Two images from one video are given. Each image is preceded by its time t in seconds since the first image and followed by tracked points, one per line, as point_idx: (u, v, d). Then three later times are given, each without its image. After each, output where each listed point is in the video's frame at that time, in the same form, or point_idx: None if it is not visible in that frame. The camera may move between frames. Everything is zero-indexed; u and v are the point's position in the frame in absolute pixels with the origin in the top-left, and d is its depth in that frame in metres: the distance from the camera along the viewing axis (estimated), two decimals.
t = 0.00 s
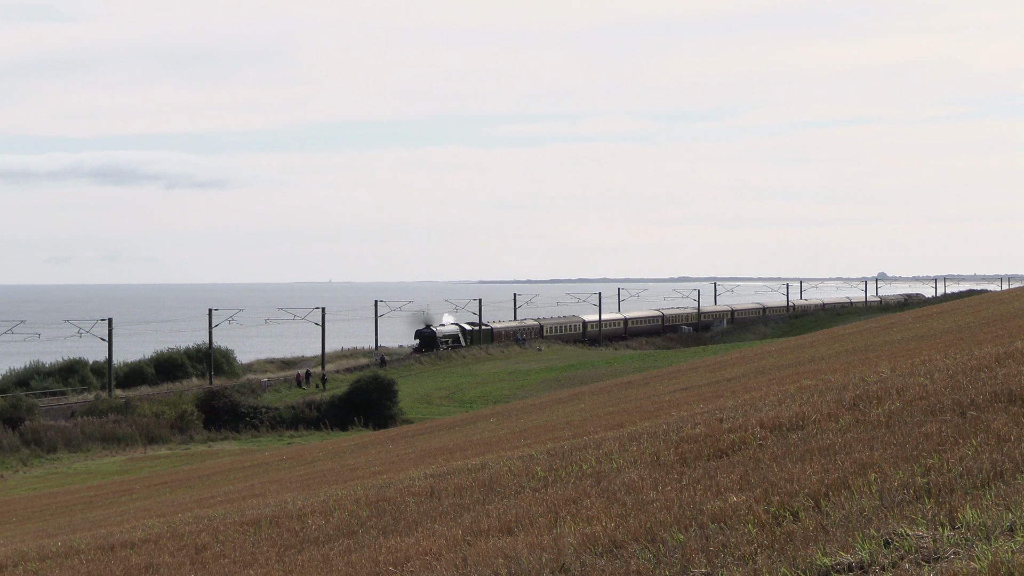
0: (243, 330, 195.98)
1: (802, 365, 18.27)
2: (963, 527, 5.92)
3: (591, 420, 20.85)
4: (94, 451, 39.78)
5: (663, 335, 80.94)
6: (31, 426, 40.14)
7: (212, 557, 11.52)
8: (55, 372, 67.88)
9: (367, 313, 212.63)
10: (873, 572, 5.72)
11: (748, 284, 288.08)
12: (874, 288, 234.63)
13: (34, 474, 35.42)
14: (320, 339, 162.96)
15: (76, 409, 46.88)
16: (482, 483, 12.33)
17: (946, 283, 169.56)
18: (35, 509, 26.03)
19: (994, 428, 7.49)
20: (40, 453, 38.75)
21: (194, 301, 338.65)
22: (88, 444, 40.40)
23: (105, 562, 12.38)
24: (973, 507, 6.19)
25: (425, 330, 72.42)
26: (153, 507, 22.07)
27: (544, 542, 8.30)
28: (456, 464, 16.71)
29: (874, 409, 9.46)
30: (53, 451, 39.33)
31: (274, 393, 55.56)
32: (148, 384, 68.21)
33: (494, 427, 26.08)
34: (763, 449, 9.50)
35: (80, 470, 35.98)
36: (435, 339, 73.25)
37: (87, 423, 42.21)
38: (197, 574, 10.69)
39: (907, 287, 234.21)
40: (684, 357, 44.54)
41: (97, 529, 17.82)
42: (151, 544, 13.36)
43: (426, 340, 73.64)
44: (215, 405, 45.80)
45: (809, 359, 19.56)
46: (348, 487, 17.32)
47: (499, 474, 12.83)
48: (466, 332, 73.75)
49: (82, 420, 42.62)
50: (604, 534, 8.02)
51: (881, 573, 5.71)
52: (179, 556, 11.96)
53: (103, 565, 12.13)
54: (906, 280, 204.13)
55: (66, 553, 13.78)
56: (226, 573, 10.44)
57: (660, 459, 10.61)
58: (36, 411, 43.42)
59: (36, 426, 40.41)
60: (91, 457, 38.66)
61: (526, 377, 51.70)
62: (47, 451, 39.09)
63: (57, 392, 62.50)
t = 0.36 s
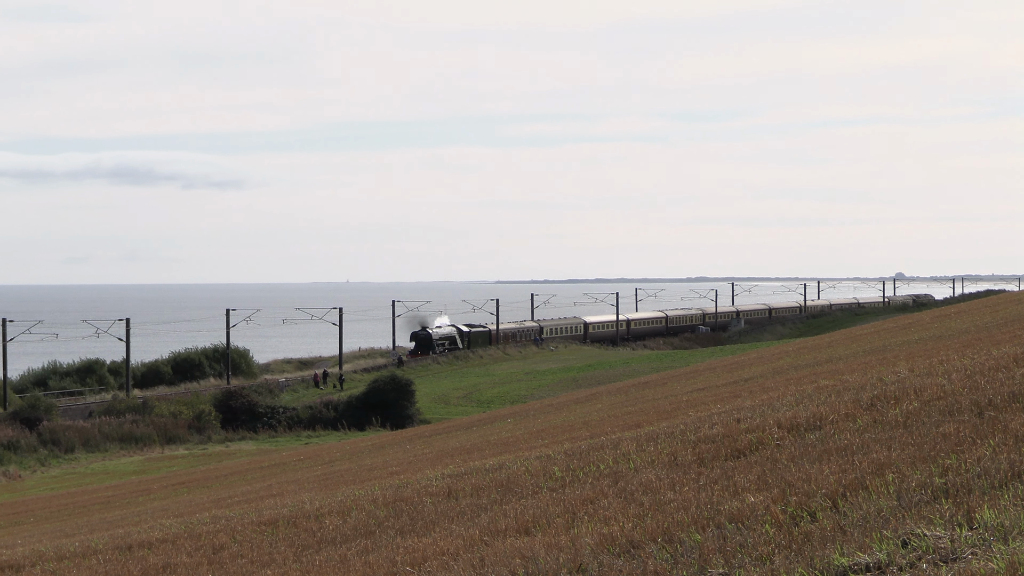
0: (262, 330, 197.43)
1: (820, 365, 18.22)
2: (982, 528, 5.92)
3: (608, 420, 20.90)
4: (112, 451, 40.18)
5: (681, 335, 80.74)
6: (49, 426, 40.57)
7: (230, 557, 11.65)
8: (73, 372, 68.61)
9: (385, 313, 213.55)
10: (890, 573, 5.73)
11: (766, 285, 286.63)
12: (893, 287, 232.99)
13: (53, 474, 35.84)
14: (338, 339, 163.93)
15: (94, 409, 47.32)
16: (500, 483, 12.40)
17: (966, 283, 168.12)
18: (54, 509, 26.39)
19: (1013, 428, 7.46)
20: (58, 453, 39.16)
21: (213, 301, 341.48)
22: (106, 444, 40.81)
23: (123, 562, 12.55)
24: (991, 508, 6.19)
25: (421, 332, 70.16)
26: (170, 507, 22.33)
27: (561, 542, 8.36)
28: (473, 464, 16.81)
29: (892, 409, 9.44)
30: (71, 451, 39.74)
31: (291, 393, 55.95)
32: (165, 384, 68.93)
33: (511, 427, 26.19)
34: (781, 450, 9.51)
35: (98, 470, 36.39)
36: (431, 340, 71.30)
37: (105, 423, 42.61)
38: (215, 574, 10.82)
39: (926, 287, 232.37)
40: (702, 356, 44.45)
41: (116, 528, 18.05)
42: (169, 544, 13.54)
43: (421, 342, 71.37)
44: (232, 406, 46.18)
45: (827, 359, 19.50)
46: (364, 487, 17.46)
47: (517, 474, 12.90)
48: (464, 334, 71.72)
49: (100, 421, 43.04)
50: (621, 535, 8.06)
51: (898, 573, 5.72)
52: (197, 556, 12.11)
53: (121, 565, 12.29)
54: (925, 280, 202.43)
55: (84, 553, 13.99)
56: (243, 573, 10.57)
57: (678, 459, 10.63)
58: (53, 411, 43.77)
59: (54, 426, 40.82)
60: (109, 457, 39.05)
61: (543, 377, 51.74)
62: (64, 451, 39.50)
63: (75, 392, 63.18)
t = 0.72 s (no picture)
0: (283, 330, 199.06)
1: (840, 365, 18.15)
2: (1002, 529, 5.93)
3: (628, 420, 20.93)
4: (132, 451, 40.74)
5: (702, 335, 80.44)
6: (70, 425, 41.16)
7: (250, 557, 11.82)
8: (94, 372, 69.50)
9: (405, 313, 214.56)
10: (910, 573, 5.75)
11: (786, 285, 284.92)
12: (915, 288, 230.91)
13: (74, 473, 36.38)
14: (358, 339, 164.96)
15: (114, 409, 47.92)
16: (520, 483, 12.49)
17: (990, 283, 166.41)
18: (77, 509, 26.82)
19: None
20: (79, 452, 39.73)
21: (235, 301, 344.45)
22: (127, 444, 41.37)
23: (144, 562, 12.77)
24: (1013, 508, 6.19)
25: (417, 336, 69.53)
26: (191, 507, 22.63)
27: (581, 543, 8.43)
28: (493, 464, 16.92)
29: (912, 409, 9.42)
30: (92, 450, 40.30)
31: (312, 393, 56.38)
32: (186, 384, 69.68)
33: (531, 426, 26.28)
34: (801, 450, 9.52)
35: (119, 470, 36.91)
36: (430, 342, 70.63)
37: (125, 423, 43.19)
38: (236, 574, 10.98)
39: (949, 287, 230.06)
40: (722, 356, 44.31)
41: (137, 529, 18.33)
42: (189, 544, 13.77)
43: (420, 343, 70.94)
44: (253, 406, 46.61)
45: (847, 359, 19.41)
46: (384, 487, 17.62)
47: (536, 474, 12.99)
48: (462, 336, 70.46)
49: (120, 421, 43.62)
50: (641, 535, 8.12)
51: (918, 573, 5.74)
52: (217, 556, 12.30)
53: (142, 564, 12.51)
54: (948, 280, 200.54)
55: (105, 553, 14.23)
56: (264, 573, 10.72)
57: (698, 459, 10.67)
58: (75, 411, 44.36)
59: (75, 425, 41.40)
60: (129, 457, 39.59)
61: (563, 377, 51.79)
62: (85, 451, 40.06)
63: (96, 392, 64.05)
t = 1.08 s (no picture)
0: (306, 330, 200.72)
1: (864, 365, 18.03)
2: None
3: (650, 420, 20.95)
4: (154, 451, 41.31)
5: (724, 335, 80.03)
6: (92, 425, 41.74)
7: (272, 557, 12.00)
8: (116, 372, 70.34)
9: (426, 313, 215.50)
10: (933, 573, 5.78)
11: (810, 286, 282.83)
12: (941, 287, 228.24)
13: (96, 473, 36.95)
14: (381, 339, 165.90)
15: (137, 408, 48.53)
16: (542, 483, 12.60)
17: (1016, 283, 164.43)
18: (98, 509, 27.20)
19: None
20: (102, 452, 40.31)
21: (258, 301, 347.58)
22: (149, 444, 41.96)
23: (166, 562, 13.01)
24: None
25: (416, 337, 67.65)
26: (214, 507, 22.91)
27: (603, 542, 8.51)
28: (516, 464, 17.02)
29: (935, 409, 9.41)
30: (114, 450, 40.90)
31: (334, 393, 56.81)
32: (208, 383, 70.49)
33: (554, 427, 26.35)
34: (824, 450, 9.53)
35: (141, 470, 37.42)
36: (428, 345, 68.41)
37: (148, 424, 43.77)
38: (260, 573, 11.17)
39: (975, 287, 227.27)
40: (744, 357, 44.11)
41: (161, 528, 18.61)
42: (211, 544, 14.00)
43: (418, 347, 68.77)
44: (275, 406, 47.04)
45: (871, 359, 19.29)
46: (407, 487, 17.76)
47: (559, 474, 13.07)
48: (461, 336, 68.71)
49: (142, 421, 44.21)
50: (663, 535, 8.18)
51: (942, 573, 5.76)
52: (239, 556, 12.50)
53: (164, 565, 12.75)
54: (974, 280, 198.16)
55: (129, 553, 14.49)
56: (286, 572, 10.89)
57: (720, 459, 10.70)
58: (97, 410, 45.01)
59: (97, 426, 41.98)
60: (152, 457, 40.14)
61: (586, 377, 51.79)
62: (108, 451, 40.65)
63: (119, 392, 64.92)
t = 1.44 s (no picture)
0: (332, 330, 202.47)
1: (889, 365, 17.90)
2: None
3: (674, 420, 20.96)
4: (179, 451, 41.93)
5: (749, 335, 79.52)
6: (116, 426, 42.38)
7: (296, 557, 12.22)
8: (141, 372, 71.28)
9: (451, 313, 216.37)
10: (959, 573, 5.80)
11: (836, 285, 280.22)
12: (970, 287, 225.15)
13: (121, 474, 37.56)
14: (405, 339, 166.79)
15: (161, 408, 49.19)
16: (566, 483, 12.70)
17: None
18: (126, 508, 27.67)
19: None
20: (126, 452, 40.98)
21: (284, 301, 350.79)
22: (174, 444, 42.58)
23: (191, 561, 13.27)
24: None
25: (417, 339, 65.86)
26: (238, 507, 23.23)
27: (627, 543, 8.59)
28: (540, 464, 17.12)
29: (960, 409, 9.40)
30: (139, 450, 41.56)
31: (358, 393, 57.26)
32: (233, 383, 71.31)
33: (578, 427, 26.42)
34: (849, 450, 9.54)
35: (165, 470, 38.00)
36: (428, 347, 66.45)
37: (172, 423, 44.43)
38: (284, 573, 11.40)
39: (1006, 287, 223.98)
40: (769, 357, 43.84)
41: (186, 528, 18.95)
42: (236, 544, 14.26)
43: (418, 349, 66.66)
44: (300, 406, 47.54)
45: (896, 359, 19.15)
46: (431, 487, 17.91)
47: (583, 474, 13.17)
48: (463, 340, 67.39)
49: (168, 421, 44.85)
50: (688, 535, 8.25)
51: (967, 573, 5.78)
52: (264, 555, 12.74)
53: (189, 564, 12.99)
54: (1004, 279, 195.27)
55: (154, 553, 14.80)
56: (311, 572, 11.11)
57: (745, 459, 10.74)
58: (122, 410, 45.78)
59: (122, 426, 42.63)
60: (176, 458, 40.73)
61: (610, 377, 51.75)
62: (132, 451, 41.31)
63: (145, 392, 65.85)
